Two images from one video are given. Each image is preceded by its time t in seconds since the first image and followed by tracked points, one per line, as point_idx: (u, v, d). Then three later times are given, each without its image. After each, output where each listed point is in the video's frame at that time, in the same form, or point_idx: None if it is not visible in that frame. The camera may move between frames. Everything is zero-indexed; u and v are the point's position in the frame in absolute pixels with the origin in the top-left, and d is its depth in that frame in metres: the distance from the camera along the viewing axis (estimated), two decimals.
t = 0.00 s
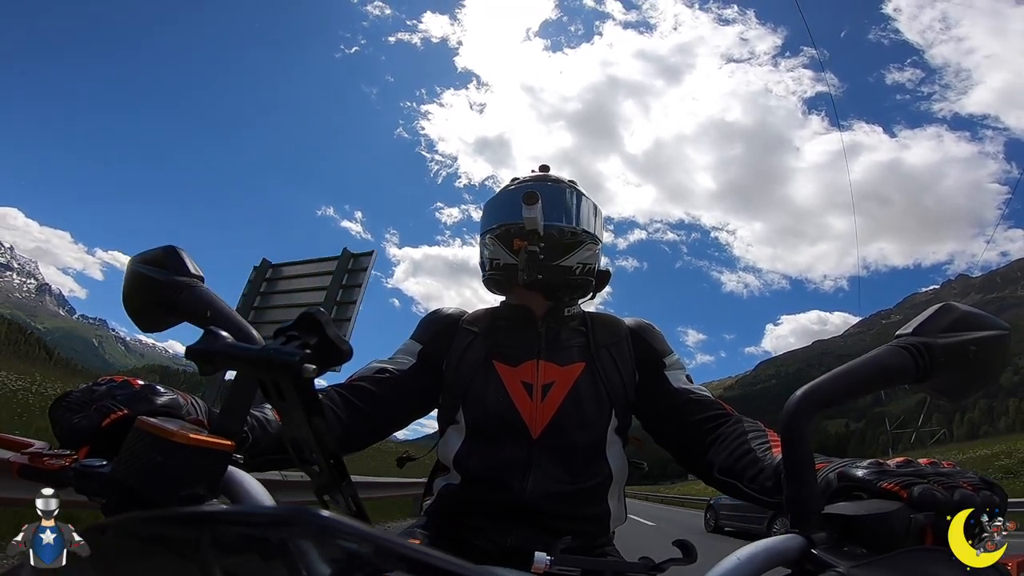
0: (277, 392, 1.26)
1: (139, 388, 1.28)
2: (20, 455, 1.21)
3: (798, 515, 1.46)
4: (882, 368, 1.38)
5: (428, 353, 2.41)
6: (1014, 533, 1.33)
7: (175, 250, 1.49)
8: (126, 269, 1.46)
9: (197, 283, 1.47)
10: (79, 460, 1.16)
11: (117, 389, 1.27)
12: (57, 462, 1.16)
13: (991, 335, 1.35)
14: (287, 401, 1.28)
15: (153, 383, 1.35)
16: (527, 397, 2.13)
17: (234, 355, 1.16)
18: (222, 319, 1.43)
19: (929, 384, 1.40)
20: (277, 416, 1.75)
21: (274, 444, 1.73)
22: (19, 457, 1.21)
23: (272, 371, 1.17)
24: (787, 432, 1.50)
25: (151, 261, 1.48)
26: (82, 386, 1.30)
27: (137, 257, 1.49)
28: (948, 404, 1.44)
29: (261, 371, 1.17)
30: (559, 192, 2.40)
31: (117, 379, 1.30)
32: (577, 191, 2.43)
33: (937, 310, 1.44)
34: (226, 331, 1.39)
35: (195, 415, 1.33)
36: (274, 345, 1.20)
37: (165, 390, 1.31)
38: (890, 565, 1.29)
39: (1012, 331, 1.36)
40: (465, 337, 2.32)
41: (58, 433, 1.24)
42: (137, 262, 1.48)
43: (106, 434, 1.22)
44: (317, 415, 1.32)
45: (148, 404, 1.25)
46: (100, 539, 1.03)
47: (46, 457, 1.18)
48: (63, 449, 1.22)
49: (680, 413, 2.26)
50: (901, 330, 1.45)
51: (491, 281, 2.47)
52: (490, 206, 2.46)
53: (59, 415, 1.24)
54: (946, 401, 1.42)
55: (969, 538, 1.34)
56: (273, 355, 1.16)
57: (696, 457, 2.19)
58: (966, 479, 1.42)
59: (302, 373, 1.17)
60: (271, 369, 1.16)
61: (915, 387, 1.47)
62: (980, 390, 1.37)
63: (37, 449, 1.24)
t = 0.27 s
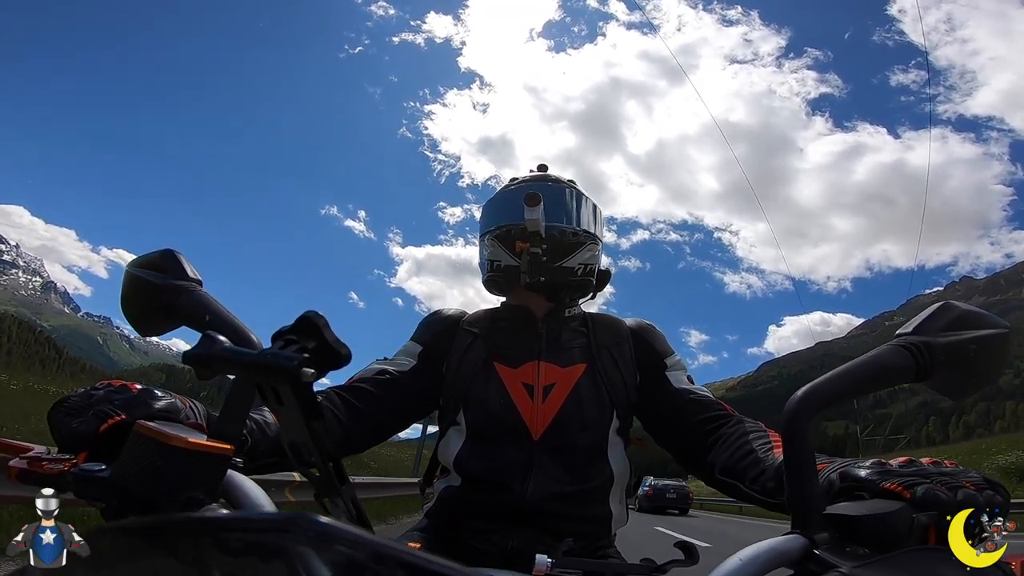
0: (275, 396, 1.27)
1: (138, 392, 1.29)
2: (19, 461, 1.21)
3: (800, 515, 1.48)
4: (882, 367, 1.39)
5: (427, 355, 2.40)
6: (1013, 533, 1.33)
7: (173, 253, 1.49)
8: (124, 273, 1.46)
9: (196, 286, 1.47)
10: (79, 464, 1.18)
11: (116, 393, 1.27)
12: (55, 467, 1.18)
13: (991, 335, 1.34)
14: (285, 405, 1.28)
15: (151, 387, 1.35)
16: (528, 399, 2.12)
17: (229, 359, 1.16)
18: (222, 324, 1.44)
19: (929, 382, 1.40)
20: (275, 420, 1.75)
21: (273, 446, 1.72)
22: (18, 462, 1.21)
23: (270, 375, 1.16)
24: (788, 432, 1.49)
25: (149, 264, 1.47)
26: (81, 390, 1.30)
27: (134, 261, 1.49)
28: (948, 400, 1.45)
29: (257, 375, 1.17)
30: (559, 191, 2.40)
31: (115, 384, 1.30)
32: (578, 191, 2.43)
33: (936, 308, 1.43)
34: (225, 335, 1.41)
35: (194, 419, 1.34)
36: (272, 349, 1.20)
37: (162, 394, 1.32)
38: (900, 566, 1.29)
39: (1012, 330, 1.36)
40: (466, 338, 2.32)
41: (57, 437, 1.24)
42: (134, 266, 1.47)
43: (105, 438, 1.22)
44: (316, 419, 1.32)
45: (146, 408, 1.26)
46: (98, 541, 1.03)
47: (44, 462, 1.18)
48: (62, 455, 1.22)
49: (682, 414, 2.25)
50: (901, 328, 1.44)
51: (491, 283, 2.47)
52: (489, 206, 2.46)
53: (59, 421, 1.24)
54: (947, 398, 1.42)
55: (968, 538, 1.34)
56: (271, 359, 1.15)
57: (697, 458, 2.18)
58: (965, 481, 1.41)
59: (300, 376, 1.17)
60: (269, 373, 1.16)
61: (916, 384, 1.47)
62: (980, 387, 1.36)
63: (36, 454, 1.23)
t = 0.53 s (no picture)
0: (281, 392, 1.26)
1: (141, 392, 1.29)
2: (25, 460, 1.19)
3: (800, 513, 1.46)
4: (878, 363, 1.37)
5: (429, 355, 2.39)
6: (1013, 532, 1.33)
7: (176, 253, 1.49)
8: (127, 273, 1.45)
9: (200, 287, 1.47)
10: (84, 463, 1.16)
11: (120, 393, 1.27)
12: (62, 466, 1.16)
13: (987, 330, 1.33)
14: (291, 401, 1.27)
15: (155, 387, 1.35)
16: (529, 398, 2.12)
17: (237, 356, 1.16)
18: (225, 323, 1.44)
19: (926, 379, 1.38)
20: (279, 416, 1.75)
21: (276, 443, 1.73)
22: (24, 461, 1.18)
23: (275, 372, 1.16)
24: (786, 429, 1.47)
25: (153, 265, 1.47)
26: (84, 390, 1.30)
27: (138, 261, 1.49)
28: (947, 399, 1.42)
29: (264, 372, 1.17)
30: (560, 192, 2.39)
31: (119, 383, 1.30)
32: (578, 191, 2.42)
33: (933, 305, 1.42)
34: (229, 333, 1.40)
35: (196, 417, 1.35)
36: (278, 347, 1.20)
37: (166, 393, 1.32)
38: (901, 562, 1.28)
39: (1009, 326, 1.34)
40: (467, 338, 2.31)
41: (62, 437, 1.24)
42: (137, 266, 1.47)
43: (110, 437, 1.22)
44: (319, 415, 1.32)
45: (150, 408, 1.26)
46: (100, 538, 1.02)
47: (50, 461, 1.15)
48: (67, 454, 1.21)
49: (682, 413, 2.24)
50: (897, 325, 1.43)
51: (492, 282, 2.46)
52: (491, 206, 2.46)
53: (63, 420, 1.24)
54: (945, 396, 1.40)
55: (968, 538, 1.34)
56: (275, 355, 1.15)
57: (697, 456, 2.17)
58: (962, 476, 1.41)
59: (305, 372, 1.17)
60: (274, 370, 1.16)
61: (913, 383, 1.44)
62: (978, 383, 1.34)
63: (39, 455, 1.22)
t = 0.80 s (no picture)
0: (280, 397, 1.25)
1: (141, 397, 1.29)
2: (27, 465, 1.16)
3: (801, 513, 1.44)
4: (878, 363, 1.35)
5: (429, 358, 2.39)
6: (1014, 532, 1.30)
7: (175, 259, 1.48)
8: (126, 277, 1.46)
9: (198, 293, 1.47)
10: (87, 468, 1.15)
11: (120, 399, 1.27)
12: (64, 471, 1.14)
13: (986, 329, 1.32)
14: (291, 406, 1.26)
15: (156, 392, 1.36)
16: (529, 400, 2.11)
17: (236, 360, 1.15)
18: (224, 329, 1.43)
19: (926, 378, 1.36)
20: (279, 420, 1.75)
21: (277, 448, 1.73)
22: (23, 466, 1.15)
23: (273, 376, 1.16)
24: (786, 428, 1.45)
25: (153, 269, 1.47)
26: (84, 395, 1.30)
27: (138, 266, 1.49)
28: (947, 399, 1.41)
29: (263, 376, 1.16)
30: (562, 196, 2.38)
31: (120, 389, 1.31)
32: (578, 194, 2.42)
33: (931, 305, 1.41)
34: (228, 339, 1.40)
35: (197, 422, 1.35)
36: (277, 352, 1.19)
37: (166, 398, 1.32)
38: (906, 562, 1.27)
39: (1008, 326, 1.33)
40: (466, 341, 2.29)
41: (62, 441, 1.24)
42: (136, 273, 1.47)
43: (110, 442, 1.22)
44: (319, 420, 1.31)
45: (150, 413, 1.26)
46: (99, 545, 1.02)
47: (52, 466, 1.14)
48: (68, 459, 1.20)
49: (682, 413, 2.23)
50: (896, 325, 1.42)
51: (492, 285, 2.46)
52: (492, 209, 2.46)
53: (63, 425, 1.24)
54: (945, 395, 1.39)
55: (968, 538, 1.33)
56: (273, 360, 1.15)
57: (698, 456, 2.16)
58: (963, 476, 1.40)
59: (303, 378, 1.17)
60: (271, 374, 1.16)
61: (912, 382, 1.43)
62: (977, 382, 1.33)
63: (41, 460, 1.20)
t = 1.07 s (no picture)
0: (287, 393, 1.25)
1: (147, 394, 1.28)
2: (35, 462, 1.18)
3: (801, 512, 1.41)
4: (879, 362, 1.34)
5: (431, 358, 2.38)
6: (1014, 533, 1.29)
7: (180, 258, 1.48)
8: (133, 276, 1.46)
9: (203, 290, 1.46)
10: (93, 465, 1.16)
11: (127, 396, 1.26)
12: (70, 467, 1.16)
13: (987, 329, 1.31)
14: (297, 402, 1.27)
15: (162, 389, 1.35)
16: (531, 399, 2.11)
17: (241, 357, 1.15)
18: (229, 326, 1.40)
19: (927, 378, 1.35)
20: (284, 418, 1.73)
21: (282, 445, 1.72)
22: (34, 463, 1.18)
23: (278, 373, 1.16)
24: (785, 426, 1.44)
25: (159, 268, 1.47)
26: (91, 393, 1.30)
27: (146, 265, 1.49)
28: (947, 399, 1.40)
29: (269, 374, 1.16)
30: (564, 196, 2.37)
31: (126, 387, 1.30)
32: (578, 192, 2.41)
33: (931, 304, 1.40)
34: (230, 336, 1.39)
35: (203, 420, 1.32)
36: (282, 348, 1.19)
37: (173, 396, 1.31)
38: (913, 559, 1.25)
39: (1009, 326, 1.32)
40: (467, 341, 2.28)
41: (70, 439, 1.24)
42: (140, 271, 1.47)
43: (117, 439, 1.21)
44: (325, 416, 1.31)
45: (157, 410, 1.25)
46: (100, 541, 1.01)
47: (59, 462, 1.16)
48: (76, 456, 1.21)
49: (682, 412, 2.22)
50: (896, 326, 1.40)
51: (493, 285, 2.46)
52: (490, 211, 2.46)
53: (71, 422, 1.24)
54: (943, 395, 1.38)
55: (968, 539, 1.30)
56: (278, 357, 1.15)
57: (698, 454, 2.15)
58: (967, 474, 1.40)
59: (311, 373, 1.16)
60: (277, 371, 1.16)
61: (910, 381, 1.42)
62: (977, 383, 1.32)
63: (48, 455, 1.22)
